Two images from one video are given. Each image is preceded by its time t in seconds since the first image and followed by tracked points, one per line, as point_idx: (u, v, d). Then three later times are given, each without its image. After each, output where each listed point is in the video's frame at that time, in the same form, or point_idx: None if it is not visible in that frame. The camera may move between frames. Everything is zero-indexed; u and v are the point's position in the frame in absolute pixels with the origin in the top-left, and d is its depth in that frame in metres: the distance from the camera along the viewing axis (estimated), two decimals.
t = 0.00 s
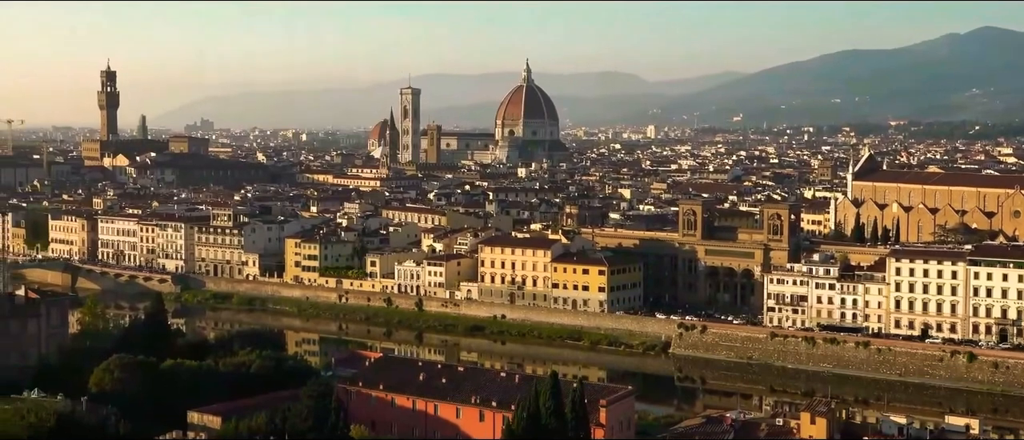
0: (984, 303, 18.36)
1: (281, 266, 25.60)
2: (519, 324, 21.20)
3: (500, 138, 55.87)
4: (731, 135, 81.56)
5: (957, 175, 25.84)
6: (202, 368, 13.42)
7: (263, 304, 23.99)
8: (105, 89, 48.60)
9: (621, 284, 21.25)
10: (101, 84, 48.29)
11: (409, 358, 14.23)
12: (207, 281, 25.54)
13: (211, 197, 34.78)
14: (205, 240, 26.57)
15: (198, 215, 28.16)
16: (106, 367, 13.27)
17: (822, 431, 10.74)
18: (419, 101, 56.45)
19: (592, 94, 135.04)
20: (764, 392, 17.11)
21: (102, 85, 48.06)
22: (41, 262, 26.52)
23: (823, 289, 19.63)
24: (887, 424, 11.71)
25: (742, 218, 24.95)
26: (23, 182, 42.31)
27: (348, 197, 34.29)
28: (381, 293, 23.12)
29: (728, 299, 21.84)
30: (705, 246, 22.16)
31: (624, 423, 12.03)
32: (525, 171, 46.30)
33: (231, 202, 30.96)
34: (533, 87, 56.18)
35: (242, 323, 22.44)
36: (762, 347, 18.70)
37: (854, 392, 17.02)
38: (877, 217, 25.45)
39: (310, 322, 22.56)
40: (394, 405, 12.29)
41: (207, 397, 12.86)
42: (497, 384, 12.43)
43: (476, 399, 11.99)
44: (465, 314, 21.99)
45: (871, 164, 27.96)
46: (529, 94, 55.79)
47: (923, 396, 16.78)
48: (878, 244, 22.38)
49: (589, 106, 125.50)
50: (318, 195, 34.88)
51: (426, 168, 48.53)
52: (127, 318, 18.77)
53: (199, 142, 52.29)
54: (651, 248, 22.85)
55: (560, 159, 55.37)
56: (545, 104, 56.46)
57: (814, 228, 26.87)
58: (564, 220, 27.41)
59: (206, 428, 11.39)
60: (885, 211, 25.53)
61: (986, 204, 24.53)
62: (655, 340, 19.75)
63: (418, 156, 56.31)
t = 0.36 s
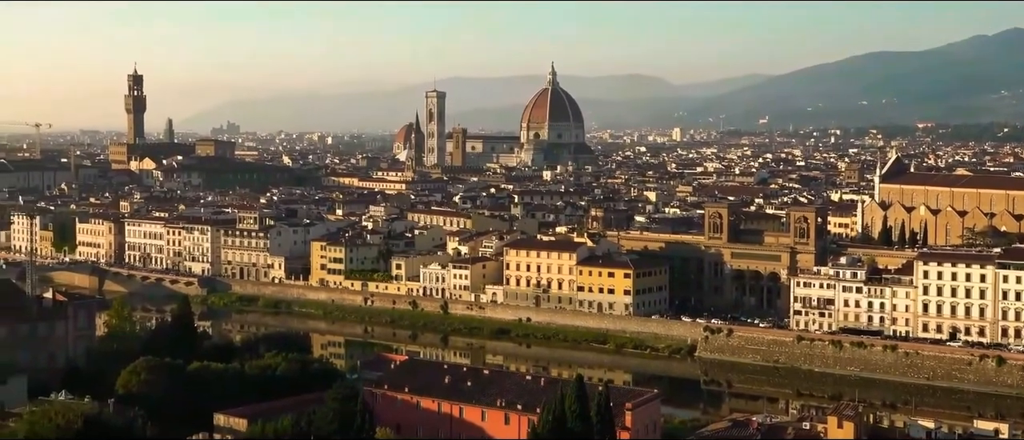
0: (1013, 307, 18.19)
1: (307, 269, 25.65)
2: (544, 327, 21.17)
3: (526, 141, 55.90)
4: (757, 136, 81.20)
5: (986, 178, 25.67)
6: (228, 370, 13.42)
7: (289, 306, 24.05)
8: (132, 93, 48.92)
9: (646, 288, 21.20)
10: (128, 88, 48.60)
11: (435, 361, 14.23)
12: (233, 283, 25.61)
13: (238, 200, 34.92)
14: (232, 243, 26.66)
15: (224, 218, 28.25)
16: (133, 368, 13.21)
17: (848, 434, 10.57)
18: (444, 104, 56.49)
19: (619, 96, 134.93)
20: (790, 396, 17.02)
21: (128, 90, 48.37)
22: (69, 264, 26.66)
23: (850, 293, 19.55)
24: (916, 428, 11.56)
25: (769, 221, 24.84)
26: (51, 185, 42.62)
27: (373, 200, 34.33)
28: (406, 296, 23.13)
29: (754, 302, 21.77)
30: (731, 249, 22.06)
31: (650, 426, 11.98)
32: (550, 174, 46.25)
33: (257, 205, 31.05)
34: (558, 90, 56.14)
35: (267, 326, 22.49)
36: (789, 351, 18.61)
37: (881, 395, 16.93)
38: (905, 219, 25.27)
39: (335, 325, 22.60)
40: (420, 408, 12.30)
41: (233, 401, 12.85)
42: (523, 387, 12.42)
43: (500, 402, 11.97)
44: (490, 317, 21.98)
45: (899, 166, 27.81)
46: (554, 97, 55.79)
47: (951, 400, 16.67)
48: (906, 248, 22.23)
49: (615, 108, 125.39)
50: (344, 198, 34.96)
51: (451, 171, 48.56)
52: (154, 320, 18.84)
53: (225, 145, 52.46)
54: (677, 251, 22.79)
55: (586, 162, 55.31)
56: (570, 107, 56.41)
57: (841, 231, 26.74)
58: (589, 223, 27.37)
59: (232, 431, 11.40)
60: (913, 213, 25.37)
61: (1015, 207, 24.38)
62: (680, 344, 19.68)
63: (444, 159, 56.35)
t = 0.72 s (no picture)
0: None
1: (334, 272, 25.69)
2: (571, 330, 21.13)
3: (553, 144, 55.91)
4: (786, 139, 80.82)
5: (1017, 181, 25.49)
6: (256, 373, 13.47)
7: (316, 309, 24.10)
8: (161, 97, 49.23)
9: (674, 291, 21.13)
10: (157, 92, 48.89)
11: (462, 365, 14.23)
12: (261, 287, 25.68)
13: (266, 204, 35.05)
14: (260, 247, 26.74)
15: (253, 221, 28.36)
16: (162, 372, 13.30)
17: None
18: (471, 108, 56.53)
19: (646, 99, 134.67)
20: (819, 400, 16.93)
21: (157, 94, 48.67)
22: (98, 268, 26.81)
23: (879, 297, 19.44)
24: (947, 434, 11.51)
25: (797, 224, 24.72)
26: (80, 189, 42.92)
27: (401, 203, 34.36)
28: (433, 299, 23.13)
29: (782, 306, 21.66)
30: (759, 253, 21.98)
31: (677, 432, 11.96)
32: (577, 177, 46.18)
33: (285, 208, 31.14)
34: (586, 94, 56.10)
35: (294, 329, 22.54)
36: (817, 355, 18.52)
37: (911, 400, 16.82)
38: (935, 223, 25.07)
39: (362, 328, 22.63)
40: (447, 411, 12.28)
41: (261, 403, 12.88)
42: (550, 391, 12.41)
43: (528, 406, 11.95)
44: (518, 320, 21.96)
45: (929, 170, 27.66)
46: (581, 100, 55.76)
47: (982, 405, 16.55)
48: (936, 251, 22.08)
49: (644, 111, 125.17)
50: (371, 201, 35.02)
51: (478, 174, 48.60)
52: (182, 323, 18.92)
53: (253, 149, 52.69)
54: (705, 255, 22.74)
55: (613, 165, 55.24)
56: (598, 111, 56.34)
57: (870, 235, 26.65)
58: (616, 227, 27.33)
59: (260, 434, 11.42)
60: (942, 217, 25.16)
61: None
62: (708, 347, 19.61)
63: (471, 162, 56.37)
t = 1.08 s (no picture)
0: None
1: (362, 275, 25.74)
2: (599, 334, 21.10)
3: (580, 148, 55.89)
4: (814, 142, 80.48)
5: None
6: (283, 375, 13.50)
7: (344, 312, 24.16)
8: (190, 101, 49.50)
9: (701, 295, 21.07)
10: (185, 95, 49.15)
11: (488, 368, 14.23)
12: (289, 290, 25.75)
13: (294, 206, 35.16)
14: (288, 250, 26.80)
15: (280, 224, 28.45)
16: (190, 374, 13.34)
17: None
18: (498, 111, 56.54)
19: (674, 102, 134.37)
20: (848, 405, 16.85)
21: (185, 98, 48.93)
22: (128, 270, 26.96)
23: (908, 301, 19.34)
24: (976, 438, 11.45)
25: (825, 228, 24.60)
26: (110, 191, 43.16)
27: (428, 207, 34.40)
28: (460, 303, 23.15)
29: (810, 310, 21.54)
30: (787, 257, 21.89)
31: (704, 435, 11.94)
32: (604, 181, 46.12)
33: (312, 212, 31.22)
34: (613, 97, 56.03)
35: (322, 332, 22.58)
36: (846, 359, 18.43)
37: (940, 405, 16.72)
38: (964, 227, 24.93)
39: (390, 331, 22.65)
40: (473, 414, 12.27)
41: (288, 406, 12.91)
42: (577, 394, 12.40)
43: (555, 409, 11.93)
44: (545, 324, 21.93)
45: (959, 173, 27.49)
46: (608, 104, 55.71)
47: (1014, 410, 16.42)
48: (966, 255, 21.94)
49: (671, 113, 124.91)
50: (398, 205, 35.07)
51: (505, 178, 48.61)
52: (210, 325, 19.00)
53: (281, 152, 52.88)
54: (732, 258, 22.66)
55: (640, 169, 55.16)
56: (625, 114, 56.26)
57: (899, 238, 26.53)
58: (644, 230, 27.29)
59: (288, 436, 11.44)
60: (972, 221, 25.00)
61: None
62: (736, 351, 19.54)
63: (498, 166, 56.37)
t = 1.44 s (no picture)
0: None
1: (390, 277, 25.81)
2: (626, 337, 21.09)
3: (608, 150, 55.89)
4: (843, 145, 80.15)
5: None
6: (310, 377, 13.53)
7: (372, 314, 24.24)
8: (219, 103, 49.79)
9: (729, 298, 21.03)
10: (215, 98, 49.43)
11: (516, 370, 14.24)
12: (317, 292, 25.84)
13: (323, 208, 35.29)
14: (316, 251, 26.91)
15: (309, 226, 28.57)
16: (220, 375, 13.39)
17: None
18: (526, 113, 56.56)
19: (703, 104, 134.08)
20: (877, 409, 16.77)
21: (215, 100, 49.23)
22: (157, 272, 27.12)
23: (938, 305, 19.24)
24: None
25: (854, 231, 24.49)
26: (140, 193, 43.46)
27: (456, 209, 34.46)
28: (488, 305, 23.18)
29: (839, 313, 21.52)
30: (816, 260, 21.82)
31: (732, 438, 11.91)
32: (632, 183, 46.09)
33: (341, 213, 31.33)
34: (641, 99, 55.95)
35: (350, 334, 22.65)
36: (874, 363, 18.34)
37: (971, 410, 16.62)
38: (994, 230, 24.76)
39: (418, 333, 22.70)
40: (500, 417, 12.26)
41: (316, 407, 12.94)
42: (605, 397, 12.40)
43: (582, 412, 11.92)
44: (572, 326, 21.93)
45: (989, 176, 27.30)
46: (636, 106, 55.67)
47: None
48: (996, 259, 21.80)
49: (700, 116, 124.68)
50: (426, 207, 35.14)
51: (533, 180, 48.64)
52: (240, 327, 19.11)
53: (310, 154, 53.08)
54: (760, 261, 22.62)
55: (668, 171, 55.10)
56: (653, 116, 56.18)
57: (929, 242, 26.39)
58: (672, 233, 27.26)
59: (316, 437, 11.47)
60: (1003, 224, 24.83)
61: None
62: (764, 355, 19.49)
63: (526, 169, 56.40)
